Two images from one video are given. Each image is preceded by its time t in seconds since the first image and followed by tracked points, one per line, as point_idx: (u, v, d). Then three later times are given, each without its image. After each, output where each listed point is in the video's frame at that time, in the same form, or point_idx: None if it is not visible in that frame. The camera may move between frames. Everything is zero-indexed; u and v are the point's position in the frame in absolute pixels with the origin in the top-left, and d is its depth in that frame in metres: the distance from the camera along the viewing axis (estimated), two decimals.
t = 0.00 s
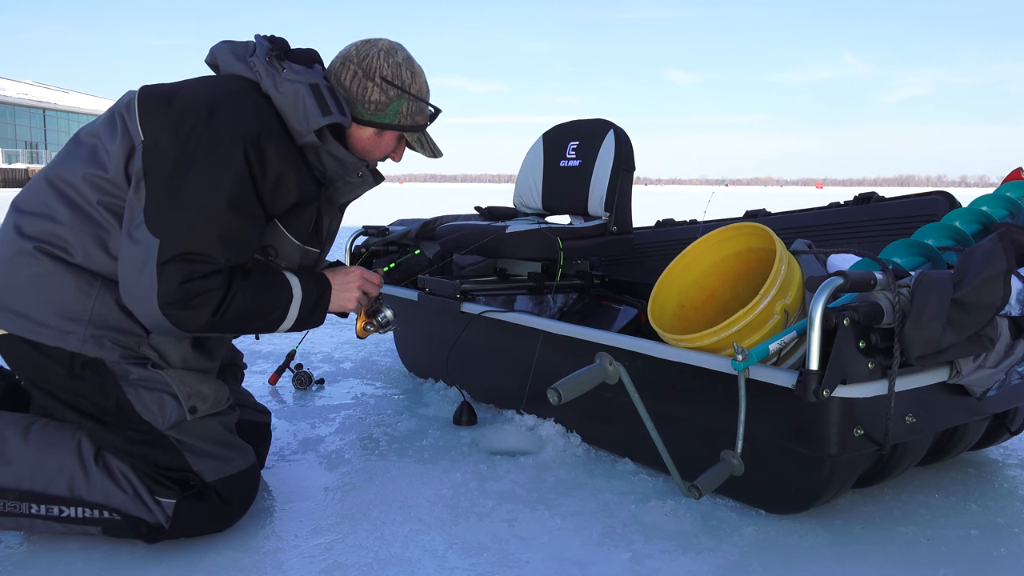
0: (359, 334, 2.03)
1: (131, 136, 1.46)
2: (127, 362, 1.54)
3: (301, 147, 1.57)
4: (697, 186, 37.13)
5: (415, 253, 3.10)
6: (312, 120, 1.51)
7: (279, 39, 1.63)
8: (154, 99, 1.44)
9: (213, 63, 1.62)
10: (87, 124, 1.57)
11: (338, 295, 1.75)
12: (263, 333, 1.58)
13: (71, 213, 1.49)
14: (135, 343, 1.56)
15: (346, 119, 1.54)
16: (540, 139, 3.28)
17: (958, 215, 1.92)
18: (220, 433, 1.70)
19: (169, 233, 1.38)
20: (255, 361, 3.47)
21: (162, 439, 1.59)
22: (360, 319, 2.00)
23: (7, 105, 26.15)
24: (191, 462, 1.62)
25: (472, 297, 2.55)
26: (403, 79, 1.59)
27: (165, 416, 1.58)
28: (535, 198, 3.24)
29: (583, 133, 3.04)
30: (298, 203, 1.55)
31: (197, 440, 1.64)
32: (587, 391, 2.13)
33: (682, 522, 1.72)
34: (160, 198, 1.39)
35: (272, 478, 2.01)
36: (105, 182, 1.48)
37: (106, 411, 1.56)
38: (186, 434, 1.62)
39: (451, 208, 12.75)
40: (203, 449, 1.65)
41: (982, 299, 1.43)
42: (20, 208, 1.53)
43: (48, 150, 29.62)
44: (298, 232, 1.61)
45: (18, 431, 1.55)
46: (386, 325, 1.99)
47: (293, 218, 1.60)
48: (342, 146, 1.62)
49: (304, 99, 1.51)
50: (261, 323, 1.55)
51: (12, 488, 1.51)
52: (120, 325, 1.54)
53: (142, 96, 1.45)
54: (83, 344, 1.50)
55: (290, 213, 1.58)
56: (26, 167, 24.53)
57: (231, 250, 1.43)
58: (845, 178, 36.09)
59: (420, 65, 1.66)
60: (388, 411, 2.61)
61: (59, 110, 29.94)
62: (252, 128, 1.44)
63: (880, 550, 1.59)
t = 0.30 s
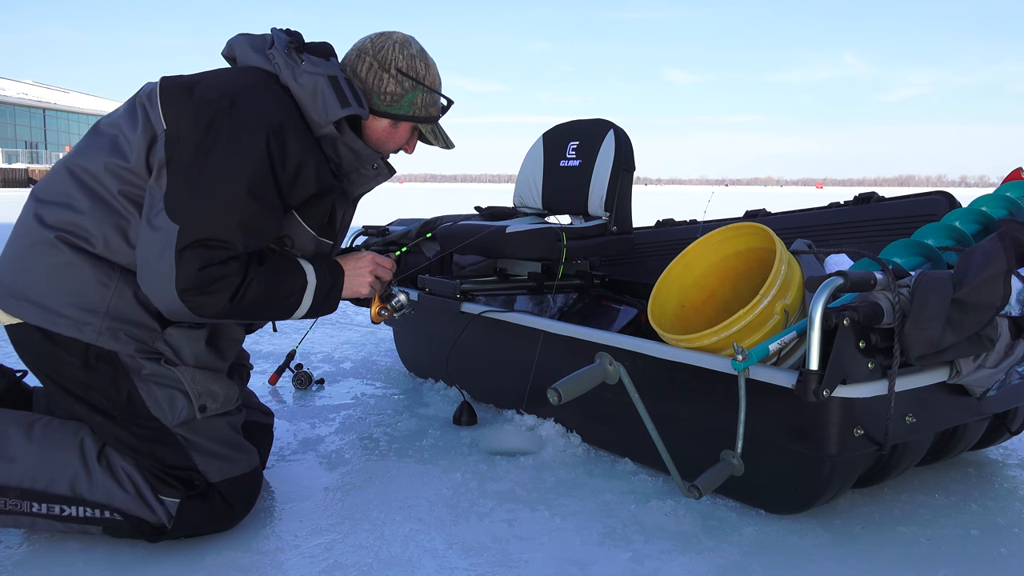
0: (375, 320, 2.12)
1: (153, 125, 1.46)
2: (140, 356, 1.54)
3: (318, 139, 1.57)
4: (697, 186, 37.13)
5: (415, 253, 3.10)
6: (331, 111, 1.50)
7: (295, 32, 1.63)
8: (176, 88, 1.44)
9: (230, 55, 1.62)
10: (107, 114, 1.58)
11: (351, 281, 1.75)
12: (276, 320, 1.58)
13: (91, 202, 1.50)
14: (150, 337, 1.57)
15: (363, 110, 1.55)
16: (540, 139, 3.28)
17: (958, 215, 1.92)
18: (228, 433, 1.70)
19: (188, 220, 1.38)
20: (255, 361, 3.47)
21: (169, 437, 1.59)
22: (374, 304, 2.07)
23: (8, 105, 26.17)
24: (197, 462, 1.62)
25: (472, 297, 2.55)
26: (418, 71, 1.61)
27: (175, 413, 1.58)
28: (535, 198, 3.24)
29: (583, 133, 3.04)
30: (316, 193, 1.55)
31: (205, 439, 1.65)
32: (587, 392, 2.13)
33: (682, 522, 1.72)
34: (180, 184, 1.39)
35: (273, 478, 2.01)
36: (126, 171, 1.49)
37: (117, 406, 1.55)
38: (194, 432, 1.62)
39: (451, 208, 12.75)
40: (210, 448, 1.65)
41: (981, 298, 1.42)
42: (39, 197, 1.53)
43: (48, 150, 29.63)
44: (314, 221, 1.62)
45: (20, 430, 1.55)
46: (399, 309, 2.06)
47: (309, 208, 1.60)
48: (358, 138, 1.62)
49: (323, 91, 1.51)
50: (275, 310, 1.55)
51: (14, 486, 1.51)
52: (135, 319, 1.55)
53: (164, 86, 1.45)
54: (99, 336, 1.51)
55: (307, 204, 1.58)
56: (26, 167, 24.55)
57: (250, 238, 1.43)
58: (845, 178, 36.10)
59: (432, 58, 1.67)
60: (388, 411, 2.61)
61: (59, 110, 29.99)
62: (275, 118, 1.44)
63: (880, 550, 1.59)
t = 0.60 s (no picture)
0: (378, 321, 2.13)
1: (160, 124, 1.47)
2: (144, 355, 1.54)
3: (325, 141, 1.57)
4: (697, 186, 37.13)
5: (415, 253, 3.11)
6: (339, 114, 1.51)
7: (304, 35, 1.63)
8: (185, 87, 1.44)
9: (239, 57, 1.62)
10: (115, 112, 1.58)
11: (353, 282, 1.76)
12: (279, 321, 1.58)
13: (98, 200, 1.50)
14: (153, 336, 1.57)
15: (371, 113, 1.55)
16: (540, 139, 3.28)
17: (958, 215, 1.92)
18: (229, 433, 1.70)
19: (194, 219, 1.38)
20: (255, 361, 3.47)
21: (170, 436, 1.59)
22: (376, 305, 2.07)
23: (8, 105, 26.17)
24: (198, 462, 1.62)
25: (472, 297, 2.55)
26: (425, 75, 1.61)
27: (177, 412, 1.58)
28: (535, 198, 3.24)
29: (583, 133, 3.04)
30: (322, 195, 1.55)
31: (207, 439, 1.64)
32: (587, 392, 2.13)
33: (682, 522, 1.72)
34: (186, 183, 1.39)
35: (273, 478, 2.01)
36: (133, 169, 1.49)
37: (119, 404, 1.55)
38: (195, 432, 1.62)
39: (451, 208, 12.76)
40: (211, 448, 1.65)
41: (982, 299, 1.42)
42: (46, 194, 1.53)
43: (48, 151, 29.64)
44: (319, 222, 1.62)
45: (20, 430, 1.55)
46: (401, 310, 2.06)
47: (314, 210, 1.60)
48: (365, 141, 1.62)
49: (331, 94, 1.51)
50: (276, 311, 1.54)
51: (14, 486, 1.51)
52: (140, 317, 1.55)
53: (173, 85, 1.45)
54: (103, 334, 1.51)
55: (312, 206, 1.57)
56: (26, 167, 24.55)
57: (255, 238, 1.43)
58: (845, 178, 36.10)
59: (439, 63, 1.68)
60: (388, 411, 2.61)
61: (59, 110, 29.99)
62: (283, 119, 1.44)
63: (880, 550, 1.59)
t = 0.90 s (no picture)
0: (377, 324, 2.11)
1: (159, 125, 1.47)
2: (144, 355, 1.54)
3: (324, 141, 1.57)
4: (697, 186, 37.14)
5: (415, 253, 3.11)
6: (338, 113, 1.51)
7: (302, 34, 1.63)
8: (184, 88, 1.44)
9: (238, 57, 1.62)
10: (114, 113, 1.58)
11: (352, 283, 1.76)
12: (278, 321, 1.58)
13: (97, 200, 1.50)
14: (152, 336, 1.57)
15: (370, 113, 1.55)
16: (540, 139, 3.28)
17: (958, 216, 1.92)
18: (229, 433, 1.70)
19: (193, 219, 1.38)
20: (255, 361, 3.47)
21: (170, 437, 1.59)
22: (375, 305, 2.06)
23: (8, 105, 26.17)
24: (198, 462, 1.62)
25: (472, 297, 2.55)
26: (424, 74, 1.61)
27: (177, 412, 1.58)
28: (535, 198, 3.24)
29: (583, 133, 3.04)
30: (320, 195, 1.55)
31: (207, 439, 1.64)
32: (587, 392, 2.13)
33: (682, 522, 1.72)
34: (185, 184, 1.39)
35: (273, 478, 2.01)
36: (131, 170, 1.49)
37: (119, 404, 1.55)
38: (195, 432, 1.62)
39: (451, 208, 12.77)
40: (211, 448, 1.65)
41: (982, 298, 1.42)
42: (45, 194, 1.53)
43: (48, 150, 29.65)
44: (318, 222, 1.62)
45: (20, 430, 1.55)
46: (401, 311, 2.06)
47: (313, 210, 1.60)
48: (364, 140, 1.62)
49: (330, 94, 1.51)
50: (276, 312, 1.54)
51: (14, 486, 1.51)
52: (139, 317, 1.55)
53: (171, 85, 1.45)
54: (102, 334, 1.51)
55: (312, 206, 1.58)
56: (26, 167, 24.55)
57: (254, 239, 1.43)
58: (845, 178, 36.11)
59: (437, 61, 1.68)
60: (388, 411, 2.61)
61: (59, 110, 30.02)
62: (282, 119, 1.44)
63: (880, 550, 1.59)
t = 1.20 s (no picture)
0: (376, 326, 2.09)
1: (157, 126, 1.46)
2: (143, 355, 1.54)
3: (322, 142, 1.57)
4: (697, 186, 37.15)
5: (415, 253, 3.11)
6: (336, 113, 1.51)
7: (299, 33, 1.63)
8: (181, 89, 1.44)
9: (236, 57, 1.62)
10: (111, 113, 1.58)
11: (351, 287, 1.76)
12: (277, 323, 1.58)
13: (95, 201, 1.50)
14: (151, 336, 1.57)
15: (368, 112, 1.55)
16: (540, 139, 3.28)
17: (958, 215, 1.92)
18: (229, 433, 1.70)
19: (191, 221, 1.38)
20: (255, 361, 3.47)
21: (169, 437, 1.59)
22: (371, 312, 2.05)
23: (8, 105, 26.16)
24: (198, 462, 1.62)
25: (472, 297, 2.55)
26: (420, 71, 1.61)
27: (177, 412, 1.58)
28: (535, 198, 3.24)
29: (583, 133, 3.04)
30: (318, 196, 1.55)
31: (207, 439, 1.65)
32: (587, 392, 2.13)
33: (682, 522, 1.72)
34: (183, 185, 1.39)
35: (273, 478, 2.01)
36: (129, 171, 1.49)
37: (118, 404, 1.55)
38: (195, 432, 1.62)
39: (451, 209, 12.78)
40: (211, 448, 1.65)
41: (981, 298, 1.42)
42: (43, 195, 1.53)
43: (48, 150, 29.66)
44: (316, 223, 1.62)
45: (20, 429, 1.55)
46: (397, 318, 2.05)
47: (312, 210, 1.60)
48: (362, 140, 1.62)
49: (328, 93, 1.52)
50: (274, 314, 1.54)
51: (13, 486, 1.51)
52: (138, 318, 1.55)
53: (169, 86, 1.45)
54: (101, 335, 1.51)
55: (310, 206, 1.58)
56: (26, 167, 24.58)
57: (252, 240, 1.43)
58: (844, 178, 36.12)
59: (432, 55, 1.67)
60: (388, 411, 2.61)
61: (60, 110, 30.04)
62: (279, 120, 1.44)
63: (880, 550, 1.59)
